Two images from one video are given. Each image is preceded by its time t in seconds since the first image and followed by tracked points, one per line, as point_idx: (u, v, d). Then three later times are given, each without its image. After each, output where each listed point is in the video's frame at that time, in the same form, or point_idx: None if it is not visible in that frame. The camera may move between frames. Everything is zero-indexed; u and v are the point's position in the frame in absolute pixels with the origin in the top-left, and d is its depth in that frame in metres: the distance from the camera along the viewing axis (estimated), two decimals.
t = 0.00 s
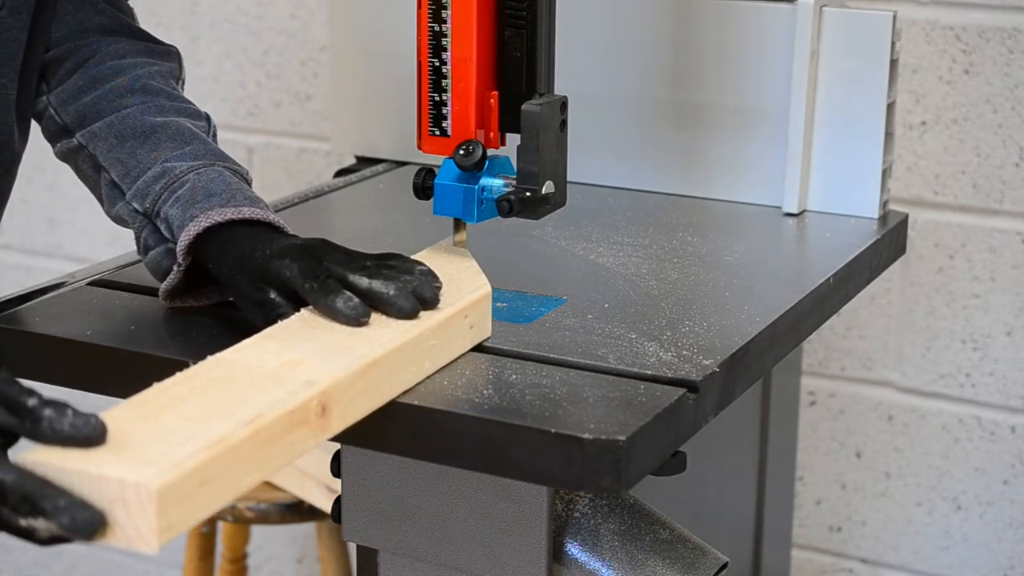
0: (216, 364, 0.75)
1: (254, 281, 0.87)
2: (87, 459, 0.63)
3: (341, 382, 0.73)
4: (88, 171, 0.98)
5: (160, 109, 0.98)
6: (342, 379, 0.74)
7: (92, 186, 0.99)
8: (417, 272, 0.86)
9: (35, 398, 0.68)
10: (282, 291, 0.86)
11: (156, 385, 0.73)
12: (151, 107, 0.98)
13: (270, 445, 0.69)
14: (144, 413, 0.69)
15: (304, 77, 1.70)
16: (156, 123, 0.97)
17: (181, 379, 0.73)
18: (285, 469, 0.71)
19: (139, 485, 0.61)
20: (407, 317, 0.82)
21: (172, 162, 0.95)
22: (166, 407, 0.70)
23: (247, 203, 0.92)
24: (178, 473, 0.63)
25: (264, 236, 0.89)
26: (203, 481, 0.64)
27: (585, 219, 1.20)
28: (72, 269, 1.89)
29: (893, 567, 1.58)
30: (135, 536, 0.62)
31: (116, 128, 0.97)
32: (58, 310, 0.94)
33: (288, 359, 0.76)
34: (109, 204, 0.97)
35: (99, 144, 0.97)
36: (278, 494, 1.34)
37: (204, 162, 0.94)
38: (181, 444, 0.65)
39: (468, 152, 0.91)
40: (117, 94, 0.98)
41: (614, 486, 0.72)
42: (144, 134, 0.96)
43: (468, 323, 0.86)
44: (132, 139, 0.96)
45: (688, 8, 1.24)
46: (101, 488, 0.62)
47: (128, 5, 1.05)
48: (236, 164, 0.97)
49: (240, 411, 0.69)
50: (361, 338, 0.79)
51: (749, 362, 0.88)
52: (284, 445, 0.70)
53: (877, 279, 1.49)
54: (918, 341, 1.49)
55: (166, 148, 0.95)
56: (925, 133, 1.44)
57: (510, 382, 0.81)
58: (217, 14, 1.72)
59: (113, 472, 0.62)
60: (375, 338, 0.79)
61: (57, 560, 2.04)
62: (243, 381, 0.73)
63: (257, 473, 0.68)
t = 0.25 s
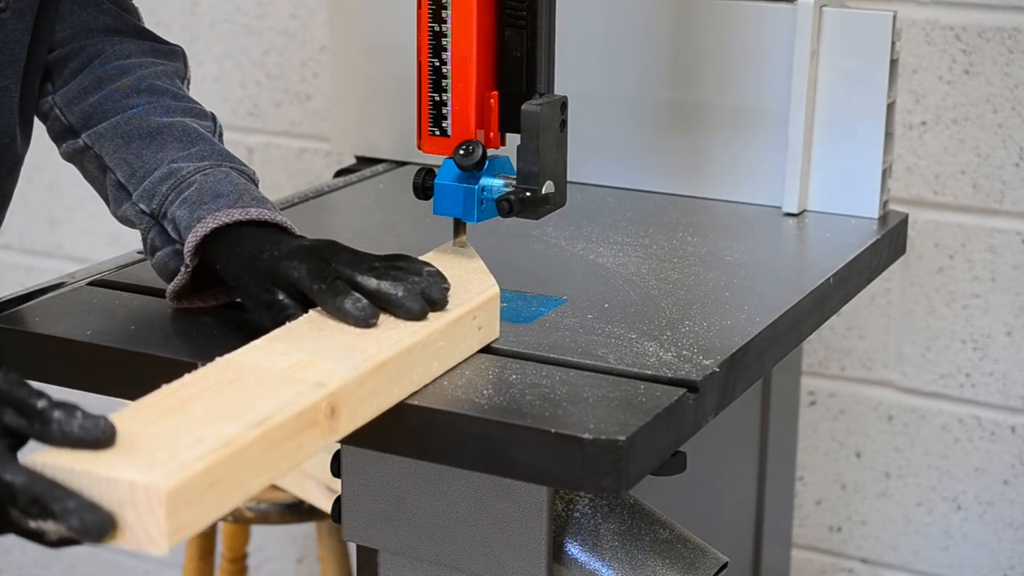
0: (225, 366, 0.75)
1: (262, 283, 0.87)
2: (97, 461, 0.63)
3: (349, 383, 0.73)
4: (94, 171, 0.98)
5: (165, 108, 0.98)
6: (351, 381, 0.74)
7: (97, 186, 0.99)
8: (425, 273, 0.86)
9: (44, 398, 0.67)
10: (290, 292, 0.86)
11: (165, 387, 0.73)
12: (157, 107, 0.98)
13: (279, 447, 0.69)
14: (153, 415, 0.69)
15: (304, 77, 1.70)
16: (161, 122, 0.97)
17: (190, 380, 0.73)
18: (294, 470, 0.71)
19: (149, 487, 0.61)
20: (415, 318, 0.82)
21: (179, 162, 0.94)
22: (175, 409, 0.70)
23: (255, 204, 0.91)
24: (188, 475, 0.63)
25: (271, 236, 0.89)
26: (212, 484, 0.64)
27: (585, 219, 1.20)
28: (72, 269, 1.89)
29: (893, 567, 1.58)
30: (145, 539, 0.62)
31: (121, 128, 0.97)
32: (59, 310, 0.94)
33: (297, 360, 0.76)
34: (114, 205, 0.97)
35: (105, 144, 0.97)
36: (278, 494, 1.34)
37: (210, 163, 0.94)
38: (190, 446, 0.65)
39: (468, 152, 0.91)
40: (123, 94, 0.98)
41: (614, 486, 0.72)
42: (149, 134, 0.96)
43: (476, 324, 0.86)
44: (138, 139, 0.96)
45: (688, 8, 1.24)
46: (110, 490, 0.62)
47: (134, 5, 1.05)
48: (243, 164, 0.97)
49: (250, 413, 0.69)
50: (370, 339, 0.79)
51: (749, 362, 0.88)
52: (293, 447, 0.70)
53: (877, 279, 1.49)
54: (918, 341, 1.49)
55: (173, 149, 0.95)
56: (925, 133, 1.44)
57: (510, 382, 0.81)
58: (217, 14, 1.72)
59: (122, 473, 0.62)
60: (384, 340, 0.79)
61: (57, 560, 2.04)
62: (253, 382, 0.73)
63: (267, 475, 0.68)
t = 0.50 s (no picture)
0: (233, 368, 0.75)
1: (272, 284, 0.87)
2: (104, 462, 0.63)
3: (358, 385, 0.73)
4: (100, 171, 0.98)
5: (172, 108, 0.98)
6: (360, 382, 0.73)
7: (103, 186, 0.99)
8: (433, 274, 0.86)
9: (50, 400, 0.67)
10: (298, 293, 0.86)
11: (172, 389, 0.73)
12: (163, 107, 0.98)
13: (288, 448, 0.69)
14: (161, 417, 0.69)
15: (304, 77, 1.70)
16: (167, 122, 0.97)
17: (198, 382, 0.73)
18: (302, 472, 0.71)
19: (156, 489, 0.61)
20: (423, 320, 0.82)
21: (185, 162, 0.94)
22: (184, 410, 0.69)
23: (262, 204, 0.91)
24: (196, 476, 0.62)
25: (278, 236, 0.89)
26: (220, 485, 0.64)
27: (585, 219, 1.20)
28: (72, 269, 1.89)
29: (893, 567, 1.58)
30: (152, 540, 0.62)
31: (127, 128, 0.97)
32: (58, 310, 0.94)
33: (305, 362, 0.76)
34: (121, 205, 0.97)
35: (111, 144, 0.97)
36: (279, 494, 1.34)
37: (217, 163, 0.94)
38: (198, 447, 0.65)
39: (468, 152, 0.91)
40: (128, 94, 0.98)
41: (614, 486, 0.72)
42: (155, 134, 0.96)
43: (484, 326, 0.86)
44: (143, 138, 0.96)
45: (688, 8, 1.24)
46: (118, 491, 0.62)
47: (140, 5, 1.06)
48: (249, 164, 0.97)
49: (258, 414, 0.69)
50: (379, 340, 0.79)
51: (749, 362, 0.88)
52: (301, 448, 0.70)
53: (878, 279, 1.49)
54: (918, 341, 1.49)
55: (180, 149, 0.95)
56: (925, 132, 1.44)
57: (510, 382, 0.81)
58: (217, 14, 1.72)
59: (130, 475, 0.62)
60: (392, 341, 0.79)
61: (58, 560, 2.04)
62: (261, 384, 0.73)
63: (275, 477, 0.68)
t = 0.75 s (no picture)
0: (243, 370, 0.75)
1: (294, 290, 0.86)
2: (102, 463, 0.63)
3: (364, 390, 0.73)
4: (111, 170, 0.98)
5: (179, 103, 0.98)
6: (366, 387, 0.73)
7: (114, 184, 0.99)
8: (449, 278, 0.85)
9: (50, 401, 0.67)
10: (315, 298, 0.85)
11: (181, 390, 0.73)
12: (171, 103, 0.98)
13: (289, 453, 0.69)
14: (165, 418, 0.69)
15: (304, 77, 1.70)
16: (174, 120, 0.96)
17: (206, 384, 0.73)
18: (305, 476, 0.71)
19: (150, 491, 0.61)
20: (438, 324, 0.81)
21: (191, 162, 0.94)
22: (189, 411, 0.70)
23: (275, 202, 0.91)
24: (192, 479, 0.62)
25: (293, 236, 0.89)
26: (218, 488, 0.64)
27: (585, 219, 1.20)
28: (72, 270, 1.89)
29: (893, 567, 1.58)
30: (145, 542, 0.61)
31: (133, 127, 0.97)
32: (57, 310, 0.94)
33: (315, 365, 0.76)
34: (133, 205, 0.97)
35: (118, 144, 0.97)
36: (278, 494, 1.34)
37: (228, 161, 0.94)
38: (197, 450, 0.65)
39: (468, 152, 0.91)
40: (137, 91, 0.98)
41: (614, 486, 0.72)
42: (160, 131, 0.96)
43: (503, 331, 0.85)
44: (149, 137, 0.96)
45: (688, 8, 1.24)
46: (113, 493, 0.62)
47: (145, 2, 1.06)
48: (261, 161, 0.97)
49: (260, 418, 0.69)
50: (391, 344, 0.79)
51: (749, 362, 0.88)
52: (302, 453, 0.69)
53: (878, 279, 1.49)
54: (918, 341, 1.49)
55: (190, 147, 0.95)
56: (925, 132, 1.44)
57: (510, 382, 0.81)
58: (217, 14, 1.72)
59: (125, 477, 0.62)
60: (404, 345, 0.78)
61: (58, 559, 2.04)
62: (268, 387, 0.73)
63: (276, 481, 0.68)
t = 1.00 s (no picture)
0: (263, 373, 0.75)
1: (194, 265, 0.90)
2: (96, 459, 0.64)
3: (378, 396, 0.72)
4: (87, 172, 1.00)
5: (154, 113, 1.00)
6: (381, 394, 0.72)
7: (87, 186, 1.01)
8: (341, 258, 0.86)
9: (50, 398, 0.69)
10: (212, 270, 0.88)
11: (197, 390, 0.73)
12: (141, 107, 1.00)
13: (293, 456, 0.68)
14: (173, 416, 0.69)
15: (304, 77, 1.70)
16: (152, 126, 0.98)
17: (222, 384, 0.73)
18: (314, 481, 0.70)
19: (135, 490, 0.61)
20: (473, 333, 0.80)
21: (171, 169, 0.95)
22: (199, 410, 0.70)
23: (233, 199, 0.92)
24: (182, 478, 0.62)
25: (230, 224, 0.90)
26: (211, 489, 0.64)
27: (585, 219, 1.20)
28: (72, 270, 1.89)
29: (893, 567, 1.57)
30: (130, 540, 0.62)
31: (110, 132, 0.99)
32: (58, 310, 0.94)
33: (336, 370, 0.75)
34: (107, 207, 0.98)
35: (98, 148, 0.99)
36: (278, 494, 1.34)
37: (192, 160, 0.95)
38: (195, 449, 0.65)
39: (468, 152, 0.91)
40: (116, 96, 1.01)
41: (614, 486, 0.72)
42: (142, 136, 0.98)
43: (543, 341, 0.83)
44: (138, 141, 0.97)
45: (687, 8, 1.24)
46: (103, 488, 0.62)
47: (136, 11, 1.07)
48: (228, 164, 0.98)
49: (266, 419, 0.68)
50: (419, 353, 0.78)
51: (749, 362, 0.88)
52: (307, 457, 0.69)
53: (878, 279, 1.49)
54: (918, 341, 1.49)
55: (158, 146, 0.97)
56: (925, 132, 1.44)
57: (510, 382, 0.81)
58: (218, 14, 1.72)
59: (115, 473, 0.62)
60: (432, 354, 0.77)
61: (58, 560, 2.04)
62: (283, 390, 0.73)
63: (278, 483, 0.67)
